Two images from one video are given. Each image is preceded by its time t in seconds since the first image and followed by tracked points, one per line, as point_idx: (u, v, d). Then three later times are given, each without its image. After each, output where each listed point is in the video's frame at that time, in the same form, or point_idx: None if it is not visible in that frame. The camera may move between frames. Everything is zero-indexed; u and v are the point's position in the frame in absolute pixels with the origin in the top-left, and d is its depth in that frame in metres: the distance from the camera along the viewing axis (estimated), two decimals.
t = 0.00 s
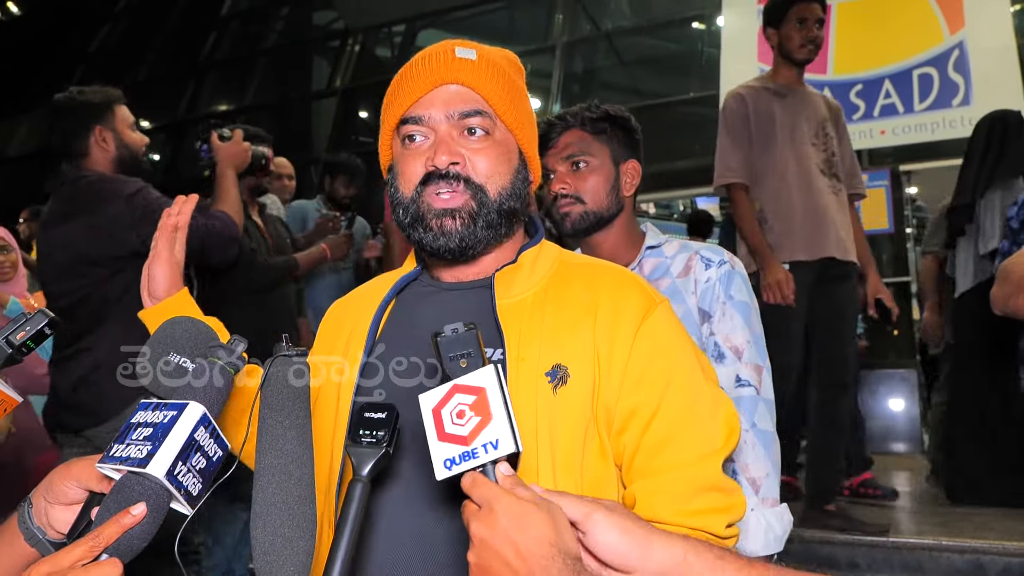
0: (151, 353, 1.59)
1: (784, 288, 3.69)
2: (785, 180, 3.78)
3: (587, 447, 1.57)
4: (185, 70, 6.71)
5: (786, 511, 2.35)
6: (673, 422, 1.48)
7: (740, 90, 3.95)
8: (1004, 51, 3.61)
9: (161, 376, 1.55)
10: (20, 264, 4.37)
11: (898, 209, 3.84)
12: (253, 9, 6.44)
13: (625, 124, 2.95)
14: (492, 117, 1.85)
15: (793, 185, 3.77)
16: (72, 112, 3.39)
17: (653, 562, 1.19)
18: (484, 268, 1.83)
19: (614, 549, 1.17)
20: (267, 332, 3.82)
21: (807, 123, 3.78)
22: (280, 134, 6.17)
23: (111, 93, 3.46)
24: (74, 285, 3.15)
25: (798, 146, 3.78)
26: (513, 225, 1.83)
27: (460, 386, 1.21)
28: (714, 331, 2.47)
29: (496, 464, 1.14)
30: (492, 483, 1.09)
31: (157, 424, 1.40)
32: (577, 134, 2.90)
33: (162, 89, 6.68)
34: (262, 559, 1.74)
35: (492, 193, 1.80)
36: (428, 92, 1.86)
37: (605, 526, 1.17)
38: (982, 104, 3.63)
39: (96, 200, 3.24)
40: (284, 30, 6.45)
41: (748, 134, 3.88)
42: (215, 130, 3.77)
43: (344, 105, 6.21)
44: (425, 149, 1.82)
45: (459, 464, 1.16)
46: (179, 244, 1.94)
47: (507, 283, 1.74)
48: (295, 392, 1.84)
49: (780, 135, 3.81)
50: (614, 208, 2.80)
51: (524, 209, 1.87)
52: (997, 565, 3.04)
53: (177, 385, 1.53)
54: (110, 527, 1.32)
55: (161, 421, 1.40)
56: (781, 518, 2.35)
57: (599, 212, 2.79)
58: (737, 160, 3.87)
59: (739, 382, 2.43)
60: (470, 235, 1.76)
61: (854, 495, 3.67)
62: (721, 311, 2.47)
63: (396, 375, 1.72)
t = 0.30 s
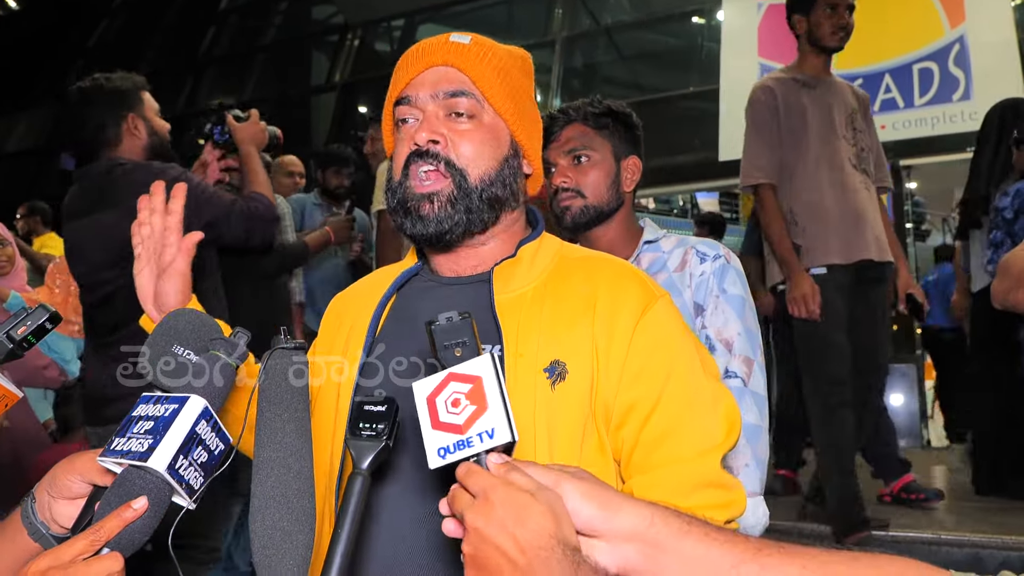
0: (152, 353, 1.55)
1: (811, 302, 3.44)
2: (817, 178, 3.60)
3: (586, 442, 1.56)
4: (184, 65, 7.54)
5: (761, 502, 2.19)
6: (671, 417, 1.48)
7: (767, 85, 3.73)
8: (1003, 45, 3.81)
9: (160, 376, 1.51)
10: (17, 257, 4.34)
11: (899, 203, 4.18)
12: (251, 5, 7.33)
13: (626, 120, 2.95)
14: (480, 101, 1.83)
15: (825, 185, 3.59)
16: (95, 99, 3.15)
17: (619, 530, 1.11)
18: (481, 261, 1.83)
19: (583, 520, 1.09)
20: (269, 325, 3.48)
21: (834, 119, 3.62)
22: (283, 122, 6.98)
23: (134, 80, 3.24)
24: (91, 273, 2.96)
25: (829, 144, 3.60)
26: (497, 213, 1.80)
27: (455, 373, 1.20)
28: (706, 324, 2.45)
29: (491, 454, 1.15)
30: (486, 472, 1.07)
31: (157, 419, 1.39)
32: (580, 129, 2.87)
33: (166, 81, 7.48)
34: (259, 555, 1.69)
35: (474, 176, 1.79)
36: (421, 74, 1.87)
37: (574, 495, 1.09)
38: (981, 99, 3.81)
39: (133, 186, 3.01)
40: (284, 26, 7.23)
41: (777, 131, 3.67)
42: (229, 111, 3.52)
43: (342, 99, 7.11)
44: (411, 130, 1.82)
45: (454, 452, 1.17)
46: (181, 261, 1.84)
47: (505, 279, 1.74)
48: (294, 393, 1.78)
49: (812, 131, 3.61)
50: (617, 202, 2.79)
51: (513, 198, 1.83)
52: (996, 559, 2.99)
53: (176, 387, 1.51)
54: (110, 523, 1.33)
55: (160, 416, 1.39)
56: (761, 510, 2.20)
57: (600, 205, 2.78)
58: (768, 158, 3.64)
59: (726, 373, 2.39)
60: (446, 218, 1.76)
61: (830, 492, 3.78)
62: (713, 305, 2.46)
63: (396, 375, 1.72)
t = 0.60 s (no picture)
0: (151, 352, 1.56)
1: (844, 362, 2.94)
2: (855, 215, 3.05)
3: (589, 437, 1.57)
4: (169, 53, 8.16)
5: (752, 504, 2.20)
6: (673, 413, 1.49)
7: (788, 114, 3.18)
8: (1004, 41, 4.03)
9: (160, 376, 1.51)
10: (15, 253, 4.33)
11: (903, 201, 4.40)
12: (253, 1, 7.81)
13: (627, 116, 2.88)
14: (466, 116, 1.78)
15: (867, 222, 3.03)
16: (123, 86, 3.01)
17: (615, 527, 1.11)
18: (485, 260, 1.80)
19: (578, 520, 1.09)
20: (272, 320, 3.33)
21: (871, 145, 3.06)
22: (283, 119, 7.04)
23: (161, 66, 3.12)
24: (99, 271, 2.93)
25: (867, 173, 3.04)
26: (499, 222, 1.77)
27: (460, 383, 1.18)
28: (705, 322, 2.43)
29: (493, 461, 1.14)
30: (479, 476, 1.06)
31: (159, 417, 1.40)
32: (578, 127, 2.82)
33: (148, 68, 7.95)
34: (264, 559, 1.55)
35: (471, 193, 1.74)
36: (400, 94, 1.80)
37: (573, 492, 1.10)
38: (979, 96, 4.06)
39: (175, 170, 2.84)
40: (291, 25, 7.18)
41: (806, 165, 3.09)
42: (240, 99, 3.41)
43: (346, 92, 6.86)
44: (400, 154, 1.76)
45: (457, 460, 1.13)
46: (274, 241, 1.66)
47: (508, 277, 1.74)
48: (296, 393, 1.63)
49: (845, 162, 3.05)
50: (616, 199, 2.75)
51: (510, 205, 1.80)
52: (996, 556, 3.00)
53: (176, 386, 1.51)
54: (112, 520, 1.34)
55: (163, 414, 1.40)
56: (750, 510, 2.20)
57: (595, 204, 2.74)
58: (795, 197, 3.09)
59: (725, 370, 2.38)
60: (450, 237, 1.72)
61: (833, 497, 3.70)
62: (713, 302, 2.44)
63: (396, 375, 1.73)
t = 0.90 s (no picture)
0: (150, 353, 1.53)
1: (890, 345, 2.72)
2: (894, 202, 2.85)
3: (584, 436, 1.57)
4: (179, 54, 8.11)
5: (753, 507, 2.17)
6: (666, 409, 1.49)
7: (831, 87, 2.95)
8: (1003, 45, 4.08)
9: (160, 377, 1.51)
10: (17, 253, 4.33)
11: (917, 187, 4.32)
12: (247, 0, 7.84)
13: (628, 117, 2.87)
14: (426, 121, 1.77)
15: (905, 212, 2.84)
16: (138, 86, 3.01)
17: (605, 530, 1.08)
18: (473, 265, 1.79)
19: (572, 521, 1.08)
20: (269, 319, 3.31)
21: (915, 131, 2.88)
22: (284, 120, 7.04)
23: (173, 65, 3.12)
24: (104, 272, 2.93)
25: (910, 161, 2.85)
26: (475, 221, 1.77)
27: (464, 369, 1.22)
28: (709, 325, 2.41)
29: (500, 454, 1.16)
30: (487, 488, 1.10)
31: (161, 421, 1.40)
32: (575, 129, 2.82)
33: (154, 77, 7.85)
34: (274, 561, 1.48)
35: (439, 197, 1.75)
36: (361, 111, 1.81)
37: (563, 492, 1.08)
38: (980, 99, 4.07)
39: (188, 171, 2.83)
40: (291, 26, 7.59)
41: (847, 145, 2.88)
42: (247, 96, 3.30)
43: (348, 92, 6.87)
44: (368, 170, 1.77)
45: (462, 447, 1.18)
46: (331, 258, 1.68)
47: (501, 278, 1.72)
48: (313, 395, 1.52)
49: (890, 146, 2.85)
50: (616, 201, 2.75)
51: (484, 204, 1.79)
52: (995, 560, 2.99)
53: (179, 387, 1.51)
54: (112, 524, 1.33)
55: (165, 418, 1.40)
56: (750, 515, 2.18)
57: (593, 206, 2.73)
58: (835, 175, 2.86)
59: (728, 374, 2.36)
60: (427, 242, 1.71)
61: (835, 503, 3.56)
62: (717, 306, 2.42)
63: (395, 375, 1.72)
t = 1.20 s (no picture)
0: (151, 351, 1.54)
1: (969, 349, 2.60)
2: (976, 196, 2.80)
3: (583, 434, 1.57)
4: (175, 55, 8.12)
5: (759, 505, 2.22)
6: (664, 408, 1.48)
7: (914, 70, 2.87)
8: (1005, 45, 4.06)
9: (160, 376, 1.51)
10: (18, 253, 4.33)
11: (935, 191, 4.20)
12: None
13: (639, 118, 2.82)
14: (439, 114, 1.78)
15: (988, 205, 2.80)
16: (137, 88, 2.94)
17: (586, 522, 1.10)
18: (473, 262, 1.78)
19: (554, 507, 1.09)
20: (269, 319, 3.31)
21: (993, 123, 2.83)
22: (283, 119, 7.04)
23: (172, 66, 3.04)
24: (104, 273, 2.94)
25: (990, 154, 2.81)
26: (478, 215, 1.76)
27: (454, 358, 1.24)
28: (710, 324, 2.41)
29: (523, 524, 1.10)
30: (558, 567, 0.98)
31: (159, 420, 1.40)
32: (597, 128, 2.72)
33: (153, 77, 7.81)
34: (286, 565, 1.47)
35: (445, 187, 1.73)
36: (376, 99, 1.81)
37: (548, 484, 1.10)
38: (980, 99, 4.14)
39: (188, 172, 2.84)
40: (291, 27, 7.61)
41: (931, 129, 2.82)
42: (246, 93, 3.26)
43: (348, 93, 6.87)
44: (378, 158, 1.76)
45: (458, 432, 1.19)
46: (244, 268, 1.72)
47: (501, 275, 1.72)
48: (318, 394, 1.52)
49: (971, 136, 2.80)
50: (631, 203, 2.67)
51: (489, 199, 1.78)
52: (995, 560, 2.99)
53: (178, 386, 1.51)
54: (111, 523, 1.33)
55: (164, 417, 1.40)
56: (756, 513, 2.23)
57: (614, 205, 2.64)
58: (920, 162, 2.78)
59: (728, 375, 2.36)
60: (429, 230, 1.71)
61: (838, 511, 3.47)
62: (718, 306, 2.41)
63: (395, 375, 1.72)
